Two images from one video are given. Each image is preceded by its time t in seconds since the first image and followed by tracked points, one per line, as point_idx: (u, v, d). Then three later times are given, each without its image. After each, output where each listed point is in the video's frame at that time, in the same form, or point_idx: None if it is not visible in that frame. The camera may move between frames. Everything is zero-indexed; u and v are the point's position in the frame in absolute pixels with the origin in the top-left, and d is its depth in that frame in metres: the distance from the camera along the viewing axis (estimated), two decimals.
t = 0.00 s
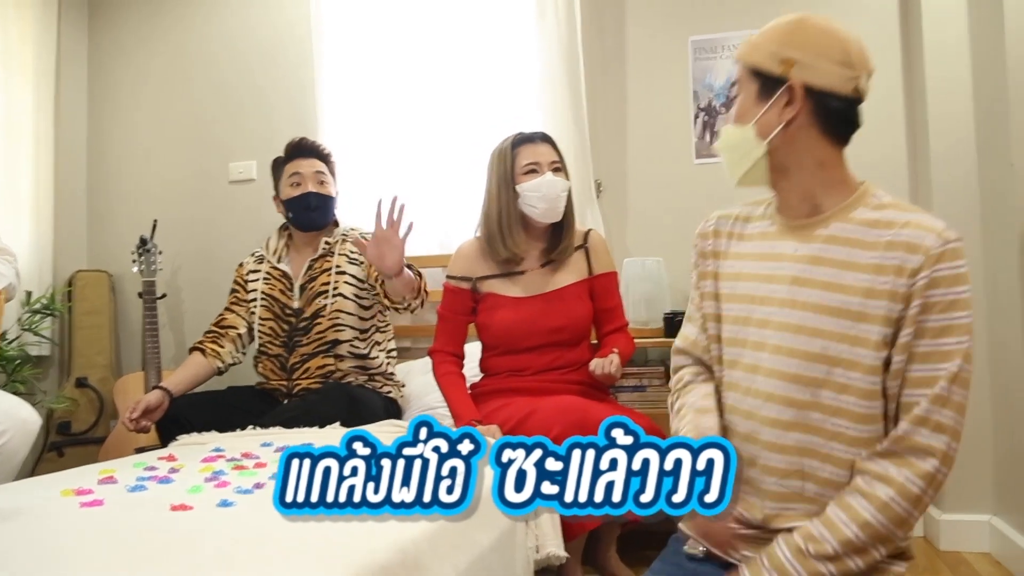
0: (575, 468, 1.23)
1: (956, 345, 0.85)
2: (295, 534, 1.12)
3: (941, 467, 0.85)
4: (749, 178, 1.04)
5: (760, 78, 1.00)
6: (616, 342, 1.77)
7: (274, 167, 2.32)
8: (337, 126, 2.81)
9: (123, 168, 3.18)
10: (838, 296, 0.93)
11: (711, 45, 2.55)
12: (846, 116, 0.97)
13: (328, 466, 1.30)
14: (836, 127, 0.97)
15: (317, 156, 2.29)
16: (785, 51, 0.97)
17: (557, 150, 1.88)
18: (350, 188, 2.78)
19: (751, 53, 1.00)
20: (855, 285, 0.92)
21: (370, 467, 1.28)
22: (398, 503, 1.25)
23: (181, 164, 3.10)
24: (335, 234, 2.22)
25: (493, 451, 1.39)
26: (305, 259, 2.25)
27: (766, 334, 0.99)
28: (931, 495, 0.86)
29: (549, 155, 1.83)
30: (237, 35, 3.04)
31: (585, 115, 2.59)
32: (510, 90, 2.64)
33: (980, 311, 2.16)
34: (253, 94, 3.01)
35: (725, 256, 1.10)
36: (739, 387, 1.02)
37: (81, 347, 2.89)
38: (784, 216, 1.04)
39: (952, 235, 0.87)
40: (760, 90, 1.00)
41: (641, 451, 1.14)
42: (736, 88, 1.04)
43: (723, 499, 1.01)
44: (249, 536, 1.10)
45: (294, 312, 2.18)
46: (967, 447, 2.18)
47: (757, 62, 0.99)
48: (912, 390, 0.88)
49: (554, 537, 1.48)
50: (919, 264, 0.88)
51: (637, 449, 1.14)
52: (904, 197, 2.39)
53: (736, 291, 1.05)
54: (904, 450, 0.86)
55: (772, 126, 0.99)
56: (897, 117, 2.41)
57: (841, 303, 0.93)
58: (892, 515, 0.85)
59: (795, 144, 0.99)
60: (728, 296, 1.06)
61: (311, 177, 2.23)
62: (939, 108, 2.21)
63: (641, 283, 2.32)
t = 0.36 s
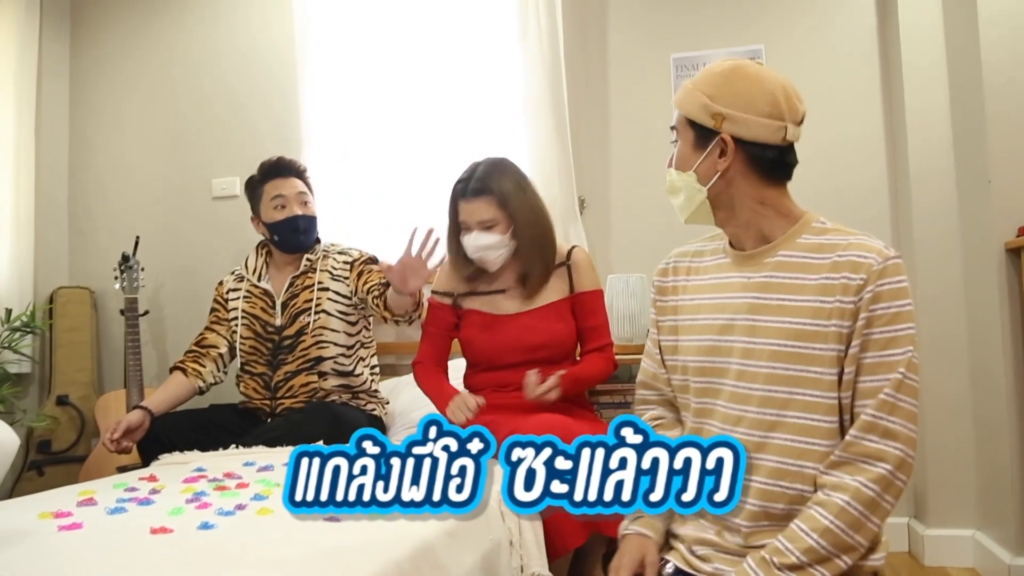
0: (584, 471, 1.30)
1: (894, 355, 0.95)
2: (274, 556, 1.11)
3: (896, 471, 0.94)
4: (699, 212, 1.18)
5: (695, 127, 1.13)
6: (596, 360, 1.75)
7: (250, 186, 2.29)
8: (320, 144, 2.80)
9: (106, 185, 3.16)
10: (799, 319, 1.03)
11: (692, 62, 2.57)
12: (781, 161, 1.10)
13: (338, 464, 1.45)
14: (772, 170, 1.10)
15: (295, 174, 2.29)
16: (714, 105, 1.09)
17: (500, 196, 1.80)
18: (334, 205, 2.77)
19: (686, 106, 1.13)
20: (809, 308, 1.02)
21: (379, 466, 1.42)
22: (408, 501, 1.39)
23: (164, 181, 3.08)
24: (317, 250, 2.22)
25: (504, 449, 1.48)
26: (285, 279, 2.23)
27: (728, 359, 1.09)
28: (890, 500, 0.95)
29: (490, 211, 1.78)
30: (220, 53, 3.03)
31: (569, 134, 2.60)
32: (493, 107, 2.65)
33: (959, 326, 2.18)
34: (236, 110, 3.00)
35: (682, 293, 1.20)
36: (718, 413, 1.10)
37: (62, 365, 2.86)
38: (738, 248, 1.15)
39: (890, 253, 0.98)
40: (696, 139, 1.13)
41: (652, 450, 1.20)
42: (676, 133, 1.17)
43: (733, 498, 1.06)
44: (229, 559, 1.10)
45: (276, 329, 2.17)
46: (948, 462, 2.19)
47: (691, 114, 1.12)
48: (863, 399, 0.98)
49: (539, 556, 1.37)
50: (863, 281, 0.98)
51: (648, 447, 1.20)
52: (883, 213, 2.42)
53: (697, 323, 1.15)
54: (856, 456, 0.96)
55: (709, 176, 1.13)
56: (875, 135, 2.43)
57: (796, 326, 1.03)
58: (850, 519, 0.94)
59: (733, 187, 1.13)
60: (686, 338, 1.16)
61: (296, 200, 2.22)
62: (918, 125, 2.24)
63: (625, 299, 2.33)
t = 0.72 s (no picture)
0: (581, 469, 1.23)
1: (881, 391, 0.93)
2: (261, 565, 1.12)
3: (882, 512, 0.91)
4: (695, 243, 1.14)
5: (688, 157, 1.09)
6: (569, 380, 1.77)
7: (242, 206, 2.27)
8: (319, 153, 2.81)
9: (103, 188, 3.16)
10: (789, 349, 1.01)
11: (691, 79, 2.59)
12: (778, 188, 1.05)
13: (334, 465, 1.42)
14: (768, 198, 1.06)
15: (287, 194, 2.25)
16: (707, 136, 1.06)
17: (484, 216, 1.86)
18: (331, 214, 2.78)
19: (675, 136, 1.09)
20: (794, 338, 1.00)
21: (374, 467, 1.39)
22: (404, 503, 1.37)
23: (161, 186, 3.09)
24: (311, 267, 2.21)
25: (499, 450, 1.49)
26: (281, 294, 2.22)
27: (713, 385, 1.08)
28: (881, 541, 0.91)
29: (474, 230, 1.84)
30: (221, 59, 3.05)
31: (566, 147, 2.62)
32: (492, 119, 2.67)
33: (951, 346, 2.20)
34: (235, 117, 3.02)
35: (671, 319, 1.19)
36: (701, 437, 1.08)
37: (54, 368, 2.85)
38: (730, 274, 1.13)
39: (879, 289, 0.96)
40: (690, 170, 1.09)
41: (647, 451, 1.16)
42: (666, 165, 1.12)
43: (728, 499, 1.04)
44: (218, 567, 1.10)
45: (271, 345, 2.16)
46: (939, 482, 2.20)
47: (683, 145, 1.09)
48: (851, 437, 0.95)
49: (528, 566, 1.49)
50: (849, 318, 0.96)
51: (643, 448, 1.16)
52: (879, 234, 2.44)
53: (685, 347, 1.13)
54: (845, 495, 0.93)
55: (705, 206, 1.09)
56: (871, 155, 2.45)
57: (778, 356, 1.02)
58: (839, 563, 0.91)
59: (729, 219, 1.09)
60: (676, 359, 1.15)
61: (287, 222, 2.19)
62: (914, 147, 2.26)
63: (619, 314, 2.34)
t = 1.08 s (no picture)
0: (586, 469, 1.25)
1: (872, 399, 0.94)
2: (273, 567, 1.12)
3: (880, 518, 0.92)
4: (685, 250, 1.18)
5: (679, 167, 1.14)
6: (572, 389, 1.77)
7: (253, 209, 2.25)
8: (328, 157, 2.82)
9: (113, 191, 3.18)
10: (775, 358, 1.02)
11: (701, 85, 2.59)
12: (761, 196, 1.09)
13: (339, 467, 1.44)
14: (755, 205, 1.09)
15: (300, 198, 2.24)
16: (697, 145, 1.10)
17: (474, 195, 1.97)
18: (340, 218, 2.79)
19: (668, 144, 1.14)
20: (778, 347, 1.02)
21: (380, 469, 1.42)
22: (409, 505, 1.41)
23: (171, 190, 3.10)
24: (323, 272, 2.21)
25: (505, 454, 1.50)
26: (291, 298, 2.21)
27: (702, 392, 1.09)
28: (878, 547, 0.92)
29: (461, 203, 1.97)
30: (232, 64, 3.06)
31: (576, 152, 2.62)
32: (502, 124, 2.67)
33: (962, 353, 2.19)
34: (246, 121, 3.03)
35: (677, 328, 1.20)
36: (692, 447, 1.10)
37: (64, 370, 2.87)
38: (718, 283, 1.15)
39: (861, 298, 0.98)
40: (680, 179, 1.13)
41: (653, 454, 1.15)
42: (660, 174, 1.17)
43: (734, 500, 1.04)
44: (228, 570, 1.10)
45: (281, 350, 2.16)
46: (949, 491, 2.19)
47: (675, 154, 1.13)
48: (841, 444, 0.96)
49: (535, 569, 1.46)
50: (831, 326, 0.98)
51: (648, 451, 1.16)
52: (888, 241, 2.43)
53: (688, 356, 1.14)
54: (844, 501, 0.93)
55: (696, 213, 1.13)
56: (881, 162, 2.45)
57: (767, 363, 1.03)
58: (836, 568, 0.91)
59: (718, 226, 1.12)
60: (679, 367, 1.15)
61: (301, 227, 2.18)
62: (925, 153, 2.26)
63: (627, 319, 2.34)
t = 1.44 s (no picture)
0: (581, 468, 1.32)
1: (869, 409, 0.92)
2: (279, 564, 1.11)
3: (878, 526, 0.90)
4: (687, 264, 1.18)
5: (677, 183, 1.14)
6: (583, 385, 1.78)
7: (257, 220, 2.21)
8: (335, 154, 2.82)
9: (119, 186, 3.18)
10: (776, 368, 1.02)
11: (710, 88, 2.59)
12: (759, 210, 1.08)
13: (337, 463, 1.45)
14: (753, 219, 1.09)
15: (307, 209, 2.20)
16: (693, 161, 1.10)
17: (491, 193, 1.99)
18: (347, 216, 2.79)
19: (666, 161, 1.14)
20: (779, 356, 1.02)
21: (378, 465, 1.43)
22: (407, 500, 1.42)
23: (178, 185, 3.10)
24: (330, 275, 2.19)
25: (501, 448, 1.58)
26: (296, 301, 2.21)
27: (704, 402, 1.10)
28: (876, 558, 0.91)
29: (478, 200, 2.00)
30: (240, 59, 3.06)
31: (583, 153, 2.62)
32: (510, 125, 2.67)
33: (968, 360, 2.18)
34: (253, 118, 3.03)
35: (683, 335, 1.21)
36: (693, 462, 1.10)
37: (68, 363, 2.87)
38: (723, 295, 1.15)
39: (858, 307, 0.96)
40: (679, 195, 1.13)
41: (648, 450, 1.19)
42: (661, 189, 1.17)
43: (727, 497, 1.05)
44: (233, 566, 1.10)
45: (287, 351, 2.16)
46: (952, 497, 2.18)
47: (672, 171, 1.13)
48: (839, 453, 0.94)
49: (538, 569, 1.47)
50: (828, 336, 0.98)
51: (643, 447, 1.19)
52: (896, 247, 2.42)
53: (692, 364, 1.15)
54: (841, 510, 0.92)
55: (696, 227, 1.13)
56: (890, 168, 2.44)
57: (768, 374, 1.03)
58: None
59: (718, 240, 1.12)
60: (684, 376, 1.16)
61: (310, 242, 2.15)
62: (934, 159, 2.25)
63: (633, 322, 2.33)
